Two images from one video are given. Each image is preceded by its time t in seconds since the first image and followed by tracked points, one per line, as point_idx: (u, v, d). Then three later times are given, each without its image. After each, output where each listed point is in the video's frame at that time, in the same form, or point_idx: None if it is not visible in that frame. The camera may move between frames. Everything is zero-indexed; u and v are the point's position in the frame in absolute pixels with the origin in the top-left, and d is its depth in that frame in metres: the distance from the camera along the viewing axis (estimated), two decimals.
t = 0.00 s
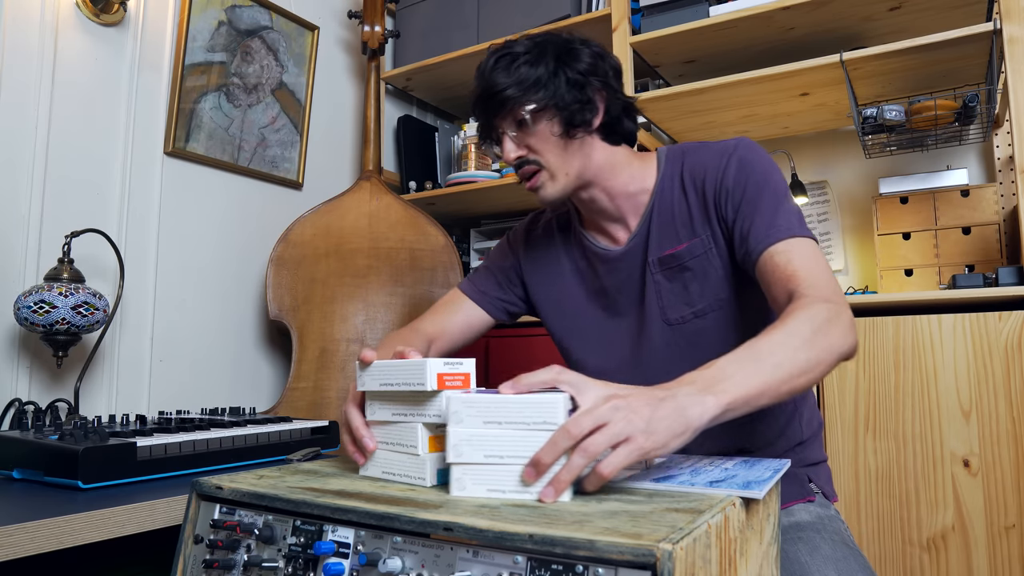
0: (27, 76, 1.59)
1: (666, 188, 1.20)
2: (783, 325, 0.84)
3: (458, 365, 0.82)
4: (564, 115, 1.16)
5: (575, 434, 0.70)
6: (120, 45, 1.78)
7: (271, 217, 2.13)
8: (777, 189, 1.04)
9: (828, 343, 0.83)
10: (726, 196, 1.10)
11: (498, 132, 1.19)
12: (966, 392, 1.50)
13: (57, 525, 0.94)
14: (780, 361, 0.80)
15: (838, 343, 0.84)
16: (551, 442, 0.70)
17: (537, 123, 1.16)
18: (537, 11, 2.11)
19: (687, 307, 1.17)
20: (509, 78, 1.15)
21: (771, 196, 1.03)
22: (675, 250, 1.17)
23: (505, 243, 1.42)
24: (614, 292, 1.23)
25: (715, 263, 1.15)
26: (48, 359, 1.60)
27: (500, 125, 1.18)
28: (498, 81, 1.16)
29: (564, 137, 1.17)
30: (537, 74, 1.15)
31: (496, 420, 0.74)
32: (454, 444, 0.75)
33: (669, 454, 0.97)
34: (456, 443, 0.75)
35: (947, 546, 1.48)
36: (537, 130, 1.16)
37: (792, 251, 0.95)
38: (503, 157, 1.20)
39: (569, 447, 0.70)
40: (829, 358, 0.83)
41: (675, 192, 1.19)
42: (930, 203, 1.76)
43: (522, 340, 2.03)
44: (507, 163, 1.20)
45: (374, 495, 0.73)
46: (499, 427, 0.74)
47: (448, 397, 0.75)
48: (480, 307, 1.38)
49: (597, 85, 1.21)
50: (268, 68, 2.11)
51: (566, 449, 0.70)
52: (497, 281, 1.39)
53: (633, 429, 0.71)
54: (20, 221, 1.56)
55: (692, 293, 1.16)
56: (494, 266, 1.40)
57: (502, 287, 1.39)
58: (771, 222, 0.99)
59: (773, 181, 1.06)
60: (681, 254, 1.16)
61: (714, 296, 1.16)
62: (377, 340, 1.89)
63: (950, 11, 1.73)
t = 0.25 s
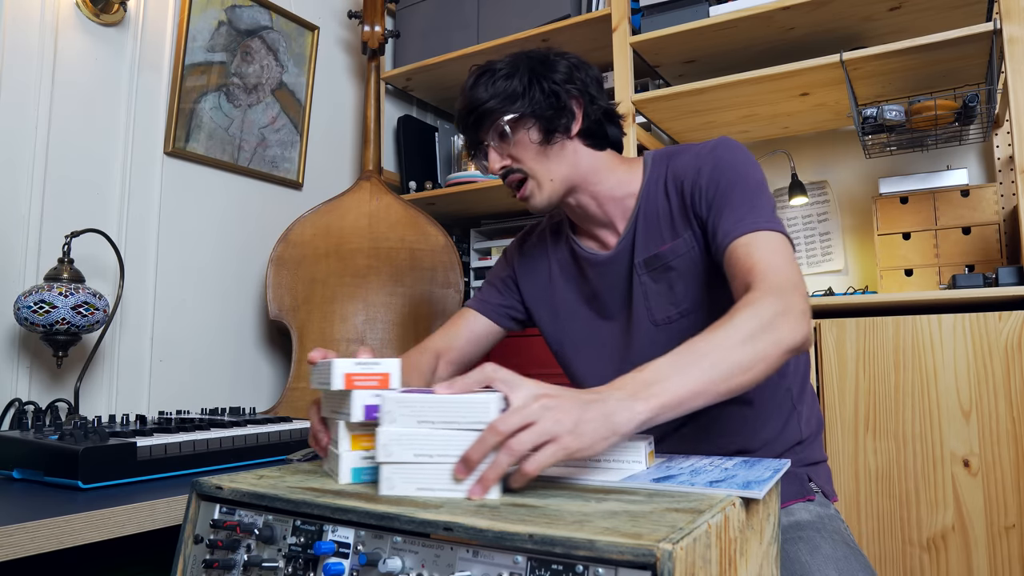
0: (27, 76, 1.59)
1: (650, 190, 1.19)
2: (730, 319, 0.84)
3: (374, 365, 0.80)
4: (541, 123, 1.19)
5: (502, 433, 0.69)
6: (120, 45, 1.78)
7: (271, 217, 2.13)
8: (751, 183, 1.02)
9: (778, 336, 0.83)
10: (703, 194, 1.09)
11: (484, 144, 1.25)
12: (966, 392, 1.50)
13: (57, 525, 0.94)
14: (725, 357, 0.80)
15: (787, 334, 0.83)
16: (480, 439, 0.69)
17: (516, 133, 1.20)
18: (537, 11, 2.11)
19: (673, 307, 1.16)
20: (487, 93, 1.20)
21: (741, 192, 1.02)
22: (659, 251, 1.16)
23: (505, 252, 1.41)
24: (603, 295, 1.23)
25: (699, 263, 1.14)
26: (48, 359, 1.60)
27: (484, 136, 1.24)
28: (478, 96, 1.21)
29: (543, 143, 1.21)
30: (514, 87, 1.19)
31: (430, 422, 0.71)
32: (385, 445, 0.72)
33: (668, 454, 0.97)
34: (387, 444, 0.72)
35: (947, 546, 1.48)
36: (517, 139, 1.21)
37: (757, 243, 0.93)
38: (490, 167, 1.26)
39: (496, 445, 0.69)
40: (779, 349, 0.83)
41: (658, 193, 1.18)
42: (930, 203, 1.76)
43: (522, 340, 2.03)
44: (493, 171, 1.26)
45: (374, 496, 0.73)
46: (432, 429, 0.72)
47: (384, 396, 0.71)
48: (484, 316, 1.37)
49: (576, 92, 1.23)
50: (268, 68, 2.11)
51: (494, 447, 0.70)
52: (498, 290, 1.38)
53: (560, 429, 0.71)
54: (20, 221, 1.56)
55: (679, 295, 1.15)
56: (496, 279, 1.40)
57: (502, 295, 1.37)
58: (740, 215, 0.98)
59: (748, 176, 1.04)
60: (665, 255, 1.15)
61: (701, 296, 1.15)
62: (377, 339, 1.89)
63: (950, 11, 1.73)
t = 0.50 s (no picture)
0: (27, 76, 1.59)
1: (640, 193, 1.18)
2: (665, 323, 0.83)
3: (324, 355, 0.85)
4: (531, 129, 1.19)
5: (406, 429, 0.73)
6: (120, 46, 1.78)
7: (271, 217, 2.13)
8: (726, 185, 1.00)
9: (711, 342, 0.81)
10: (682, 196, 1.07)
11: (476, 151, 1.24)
12: (966, 392, 1.50)
13: (57, 525, 0.94)
14: (653, 364, 0.80)
15: (721, 338, 0.82)
16: (386, 434, 0.74)
17: (505, 138, 1.20)
18: (537, 11, 2.11)
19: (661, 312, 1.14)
20: (477, 100, 1.20)
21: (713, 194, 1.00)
22: (646, 255, 1.15)
23: (509, 262, 1.40)
24: (597, 300, 1.23)
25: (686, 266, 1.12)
26: (48, 360, 1.60)
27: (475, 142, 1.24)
28: (468, 103, 1.20)
29: (534, 150, 1.20)
30: (504, 94, 1.19)
31: (342, 417, 0.77)
32: (301, 440, 0.78)
33: (668, 455, 0.97)
34: (303, 439, 0.78)
35: (947, 546, 1.48)
36: (507, 146, 1.20)
37: (720, 244, 0.92)
38: (481, 174, 1.26)
39: (399, 440, 0.74)
40: (713, 355, 0.81)
41: (647, 196, 1.17)
42: (930, 203, 1.76)
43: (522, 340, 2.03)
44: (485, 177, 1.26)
45: (374, 495, 0.73)
46: (343, 423, 0.77)
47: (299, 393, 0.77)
48: (491, 328, 1.36)
49: (566, 98, 1.22)
50: (268, 68, 2.11)
51: (399, 441, 0.74)
52: (504, 301, 1.37)
53: (464, 430, 0.75)
54: (20, 221, 1.56)
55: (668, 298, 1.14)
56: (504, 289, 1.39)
57: (508, 305, 1.36)
58: (711, 215, 0.97)
59: (726, 177, 1.01)
60: (652, 259, 1.14)
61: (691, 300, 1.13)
62: (377, 340, 1.89)
63: (950, 11, 1.73)
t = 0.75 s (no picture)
0: (27, 76, 1.59)
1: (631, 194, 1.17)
2: (642, 327, 0.84)
3: (270, 326, 0.93)
4: (524, 134, 1.17)
5: (367, 424, 0.79)
6: (120, 45, 1.78)
7: (271, 217, 2.13)
8: (712, 189, 0.99)
9: (683, 348, 0.82)
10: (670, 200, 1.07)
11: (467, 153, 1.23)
12: (966, 392, 1.50)
13: (57, 525, 0.94)
14: (625, 368, 0.81)
15: (692, 345, 0.82)
16: (348, 430, 0.80)
17: (499, 143, 1.18)
18: (537, 11, 2.11)
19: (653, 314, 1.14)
20: (470, 103, 1.17)
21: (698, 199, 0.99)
22: (639, 258, 1.14)
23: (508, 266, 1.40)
24: (592, 302, 1.23)
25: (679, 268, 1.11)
26: (48, 359, 1.60)
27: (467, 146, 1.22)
28: (460, 106, 1.18)
29: (527, 154, 1.19)
30: (496, 97, 1.17)
31: (312, 413, 0.84)
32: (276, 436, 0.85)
33: (668, 455, 0.97)
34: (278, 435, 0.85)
35: (947, 546, 1.48)
36: (500, 150, 1.19)
37: (703, 249, 0.91)
38: (473, 178, 1.24)
39: (361, 435, 0.79)
40: (685, 361, 0.81)
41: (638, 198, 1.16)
42: (930, 203, 1.76)
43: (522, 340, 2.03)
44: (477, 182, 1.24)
45: (374, 495, 0.73)
46: (314, 419, 0.84)
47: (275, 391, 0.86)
48: (490, 332, 1.37)
49: (559, 100, 1.20)
50: (269, 68, 2.11)
51: (362, 436, 0.80)
52: (502, 305, 1.37)
53: (425, 428, 0.79)
54: (20, 221, 1.56)
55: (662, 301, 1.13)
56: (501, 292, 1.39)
57: (506, 308, 1.37)
58: (696, 218, 0.96)
59: (714, 180, 1.00)
60: (645, 262, 1.13)
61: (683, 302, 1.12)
62: (377, 340, 1.89)
63: (950, 11, 1.73)
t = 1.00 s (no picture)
0: (27, 76, 1.59)
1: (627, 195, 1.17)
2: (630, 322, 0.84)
3: (189, 397, 1.05)
4: (523, 136, 1.18)
5: (345, 421, 0.80)
6: (120, 46, 1.78)
7: (271, 217, 2.13)
8: (705, 188, 0.99)
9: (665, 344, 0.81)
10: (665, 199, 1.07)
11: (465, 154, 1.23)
12: (966, 392, 1.50)
13: (57, 525, 0.94)
14: (607, 363, 0.80)
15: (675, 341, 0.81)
16: (327, 426, 0.81)
17: (497, 144, 1.19)
18: (537, 11, 2.11)
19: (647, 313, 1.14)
20: (468, 104, 1.19)
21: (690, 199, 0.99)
22: (634, 258, 1.14)
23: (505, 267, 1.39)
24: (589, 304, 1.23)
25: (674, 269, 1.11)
26: (48, 359, 1.60)
27: (465, 148, 1.22)
28: (458, 107, 1.19)
29: (525, 156, 1.20)
30: (494, 98, 1.18)
31: (291, 409, 0.85)
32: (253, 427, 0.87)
33: (668, 455, 0.97)
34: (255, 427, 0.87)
35: (947, 546, 1.48)
36: (498, 152, 1.20)
37: (694, 248, 0.91)
38: (471, 179, 1.25)
39: (340, 431, 0.81)
40: (667, 358, 0.81)
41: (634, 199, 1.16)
42: (930, 203, 1.76)
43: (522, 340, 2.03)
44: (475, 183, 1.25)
45: (374, 495, 0.73)
46: (291, 414, 0.85)
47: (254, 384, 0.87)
48: (484, 333, 1.37)
49: (557, 102, 1.21)
50: (268, 68, 2.11)
51: (341, 433, 0.81)
52: (496, 307, 1.37)
53: (403, 424, 0.80)
54: (20, 221, 1.56)
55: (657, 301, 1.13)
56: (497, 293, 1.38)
57: (500, 310, 1.36)
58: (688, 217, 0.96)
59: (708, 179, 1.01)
60: (640, 262, 1.13)
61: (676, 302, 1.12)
62: (377, 340, 1.89)
63: (950, 11, 1.73)
